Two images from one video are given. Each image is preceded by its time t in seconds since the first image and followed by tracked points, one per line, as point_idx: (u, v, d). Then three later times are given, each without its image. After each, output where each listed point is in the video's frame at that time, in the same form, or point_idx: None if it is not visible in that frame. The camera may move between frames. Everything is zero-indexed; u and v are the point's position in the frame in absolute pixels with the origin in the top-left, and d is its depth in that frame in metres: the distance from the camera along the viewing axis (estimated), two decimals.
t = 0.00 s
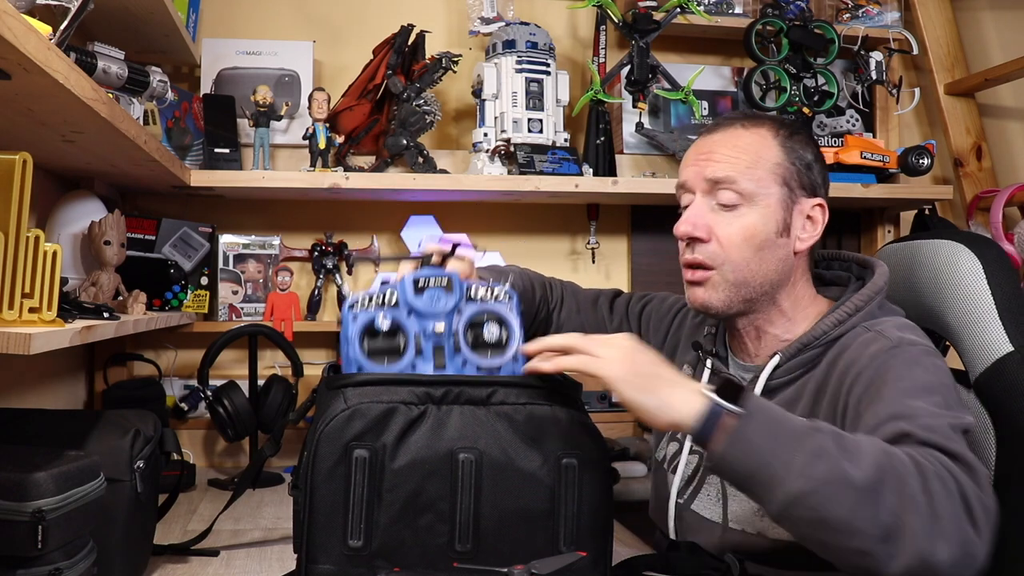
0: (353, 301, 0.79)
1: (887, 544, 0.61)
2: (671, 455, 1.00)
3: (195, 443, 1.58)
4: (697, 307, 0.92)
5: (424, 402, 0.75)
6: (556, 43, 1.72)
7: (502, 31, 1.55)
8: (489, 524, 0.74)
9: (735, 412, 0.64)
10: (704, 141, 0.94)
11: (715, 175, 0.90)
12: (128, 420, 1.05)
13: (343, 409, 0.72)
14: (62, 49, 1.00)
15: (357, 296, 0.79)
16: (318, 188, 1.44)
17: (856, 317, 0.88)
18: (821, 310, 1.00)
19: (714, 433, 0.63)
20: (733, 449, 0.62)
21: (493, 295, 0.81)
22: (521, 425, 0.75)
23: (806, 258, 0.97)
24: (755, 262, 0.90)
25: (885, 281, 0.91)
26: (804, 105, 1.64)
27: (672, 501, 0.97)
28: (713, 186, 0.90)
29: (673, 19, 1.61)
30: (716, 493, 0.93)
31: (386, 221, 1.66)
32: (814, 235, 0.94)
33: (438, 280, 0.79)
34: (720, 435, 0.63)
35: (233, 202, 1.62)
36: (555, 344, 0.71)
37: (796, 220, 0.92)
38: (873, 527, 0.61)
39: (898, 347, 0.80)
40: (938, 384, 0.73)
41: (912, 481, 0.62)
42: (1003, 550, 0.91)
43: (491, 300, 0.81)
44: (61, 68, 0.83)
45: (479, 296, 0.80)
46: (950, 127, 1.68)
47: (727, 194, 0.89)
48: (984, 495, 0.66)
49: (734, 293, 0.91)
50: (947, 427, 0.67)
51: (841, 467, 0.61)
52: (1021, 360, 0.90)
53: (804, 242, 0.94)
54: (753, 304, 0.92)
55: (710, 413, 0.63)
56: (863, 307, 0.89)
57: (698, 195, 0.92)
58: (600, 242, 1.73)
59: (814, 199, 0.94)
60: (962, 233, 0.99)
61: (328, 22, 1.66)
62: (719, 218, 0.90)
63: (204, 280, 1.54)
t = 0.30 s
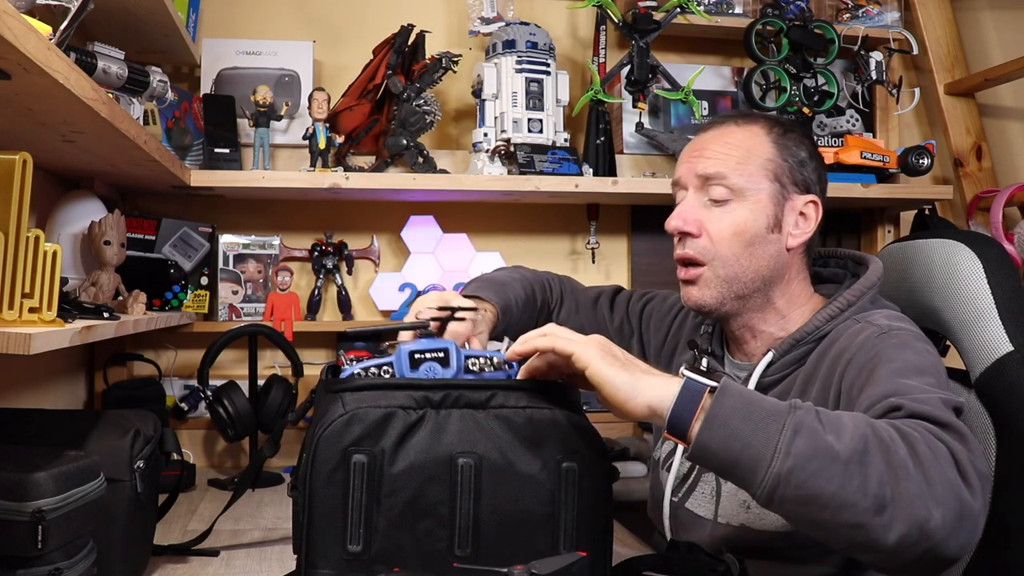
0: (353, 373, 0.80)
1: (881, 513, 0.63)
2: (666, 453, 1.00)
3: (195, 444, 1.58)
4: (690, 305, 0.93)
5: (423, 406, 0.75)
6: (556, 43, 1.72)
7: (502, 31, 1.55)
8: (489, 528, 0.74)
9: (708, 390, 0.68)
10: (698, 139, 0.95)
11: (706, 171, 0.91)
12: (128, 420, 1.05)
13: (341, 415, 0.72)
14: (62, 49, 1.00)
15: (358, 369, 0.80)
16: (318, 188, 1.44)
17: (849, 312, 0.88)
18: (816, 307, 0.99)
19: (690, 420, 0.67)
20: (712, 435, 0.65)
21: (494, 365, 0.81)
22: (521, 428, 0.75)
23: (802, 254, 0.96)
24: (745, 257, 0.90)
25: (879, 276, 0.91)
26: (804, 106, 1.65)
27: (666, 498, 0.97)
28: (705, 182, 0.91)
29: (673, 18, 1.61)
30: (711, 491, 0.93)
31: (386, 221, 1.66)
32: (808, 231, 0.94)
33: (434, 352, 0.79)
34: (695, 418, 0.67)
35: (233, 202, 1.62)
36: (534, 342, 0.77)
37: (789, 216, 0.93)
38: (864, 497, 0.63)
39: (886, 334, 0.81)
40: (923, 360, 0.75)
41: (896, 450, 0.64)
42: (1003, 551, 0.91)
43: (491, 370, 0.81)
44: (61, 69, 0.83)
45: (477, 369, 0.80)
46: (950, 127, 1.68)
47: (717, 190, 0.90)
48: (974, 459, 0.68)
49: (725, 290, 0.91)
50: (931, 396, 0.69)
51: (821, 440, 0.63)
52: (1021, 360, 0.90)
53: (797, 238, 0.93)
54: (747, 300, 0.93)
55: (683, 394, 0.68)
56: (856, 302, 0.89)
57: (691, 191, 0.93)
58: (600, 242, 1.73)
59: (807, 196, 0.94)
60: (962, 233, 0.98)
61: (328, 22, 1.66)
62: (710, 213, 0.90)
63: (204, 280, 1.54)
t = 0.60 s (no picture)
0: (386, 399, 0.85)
1: (878, 528, 0.63)
2: (669, 452, 1.00)
3: (195, 444, 1.58)
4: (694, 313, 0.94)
5: (424, 405, 0.75)
6: (556, 43, 1.72)
7: (502, 31, 1.55)
8: (489, 527, 0.74)
9: (712, 397, 0.68)
10: (678, 148, 0.96)
11: (686, 179, 0.92)
12: (128, 420, 1.05)
13: (341, 412, 0.72)
14: (62, 49, 1.00)
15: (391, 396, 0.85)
16: (318, 188, 1.44)
17: (856, 313, 0.88)
18: (819, 306, 0.99)
19: (691, 426, 0.67)
20: (713, 444, 0.65)
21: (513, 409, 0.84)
22: (523, 428, 0.75)
23: (797, 249, 0.96)
24: (735, 258, 0.91)
25: (886, 278, 0.91)
26: (804, 106, 1.65)
27: (669, 496, 0.97)
28: (687, 190, 0.92)
29: (673, 19, 1.61)
30: (712, 490, 0.93)
31: (386, 221, 1.66)
32: (797, 225, 0.93)
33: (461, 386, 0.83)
34: (696, 424, 0.67)
35: (233, 202, 1.62)
36: (540, 349, 0.77)
37: (774, 213, 0.93)
38: (862, 511, 0.63)
39: (893, 338, 0.81)
40: (927, 369, 0.75)
41: (896, 464, 0.64)
42: (1005, 551, 0.91)
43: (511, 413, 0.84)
44: (61, 69, 0.83)
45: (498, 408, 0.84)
46: (949, 127, 1.68)
47: (699, 198, 0.91)
48: (975, 473, 0.68)
49: (724, 293, 0.92)
50: (934, 408, 0.69)
51: (820, 452, 0.63)
52: (1022, 360, 0.91)
53: (786, 232, 0.93)
54: (743, 301, 0.93)
55: (686, 399, 0.68)
56: (862, 303, 0.89)
57: (676, 201, 0.94)
58: (600, 242, 1.73)
59: (791, 190, 0.93)
60: (963, 233, 0.98)
61: (328, 22, 1.66)
62: (696, 220, 0.92)
63: (204, 280, 1.54)
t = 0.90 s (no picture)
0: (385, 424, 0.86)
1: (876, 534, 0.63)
2: (670, 452, 1.01)
3: (195, 444, 1.57)
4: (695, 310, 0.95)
5: (424, 405, 0.75)
6: (556, 43, 1.72)
7: (502, 31, 1.55)
8: (490, 527, 0.74)
9: (713, 401, 0.68)
10: (684, 146, 0.98)
11: (688, 176, 0.93)
12: (128, 420, 1.05)
13: (342, 412, 0.72)
14: (62, 49, 1.00)
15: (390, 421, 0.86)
16: (318, 188, 1.44)
17: (860, 313, 0.88)
18: (822, 306, 0.99)
19: (691, 430, 0.68)
20: (713, 448, 0.65)
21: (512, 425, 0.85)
22: (524, 428, 0.75)
23: (800, 244, 0.95)
24: (736, 254, 0.91)
25: (889, 279, 0.91)
26: (804, 106, 1.66)
27: (671, 497, 0.97)
28: (689, 187, 0.93)
29: (673, 19, 1.61)
30: (715, 490, 0.93)
31: (386, 221, 1.66)
32: (798, 222, 0.93)
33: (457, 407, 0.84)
34: (697, 428, 0.68)
35: (233, 202, 1.62)
36: (547, 347, 0.78)
37: (776, 209, 0.93)
38: (860, 517, 0.63)
39: (897, 339, 0.80)
40: (931, 372, 0.74)
41: (896, 469, 0.64)
42: (1004, 551, 0.91)
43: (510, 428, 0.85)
44: (61, 68, 0.83)
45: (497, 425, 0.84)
46: (949, 127, 1.68)
47: (701, 193, 0.92)
48: (976, 477, 0.67)
49: (723, 289, 0.92)
50: (937, 412, 0.69)
51: (819, 458, 0.63)
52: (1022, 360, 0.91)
53: (788, 229, 0.93)
54: (742, 301, 0.93)
55: (688, 402, 0.68)
56: (867, 303, 0.89)
57: (679, 199, 0.95)
58: (600, 242, 1.73)
59: (793, 187, 0.93)
60: (964, 233, 0.99)
61: (328, 22, 1.66)
62: (698, 217, 0.92)
63: (204, 280, 1.54)
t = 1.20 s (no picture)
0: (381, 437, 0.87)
1: (886, 495, 0.63)
2: (670, 447, 1.01)
3: (195, 444, 1.58)
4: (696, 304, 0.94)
5: (423, 406, 0.75)
6: (556, 44, 1.72)
7: (502, 31, 1.55)
8: (490, 527, 0.74)
9: (715, 374, 0.68)
10: (687, 142, 0.97)
11: (696, 169, 0.93)
12: (128, 420, 1.05)
13: (342, 413, 0.73)
14: (61, 49, 1.00)
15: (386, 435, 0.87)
16: (318, 188, 1.44)
17: (856, 305, 0.88)
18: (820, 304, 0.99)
19: (695, 404, 0.67)
20: (716, 423, 0.65)
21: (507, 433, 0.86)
22: (523, 429, 0.76)
23: (800, 244, 0.96)
24: (742, 249, 0.91)
25: (886, 273, 0.91)
26: (804, 106, 1.66)
27: (670, 491, 0.97)
28: (696, 181, 0.93)
29: (673, 19, 1.61)
30: (714, 483, 0.93)
31: (386, 221, 1.66)
32: (801, 219, 0.94)
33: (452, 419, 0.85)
34: (701, 401, 0.67)
35: (233, 202, 1.62)
36: (542, 337, 0.79)
37: (781, 206, 0.93)
38: (870, 478, 0.62)
39: (893, 324, 0.81)
40: (927, 349, 0.75)
41: (901, 432, 0.64)
42: (1003, 550, 0.91)
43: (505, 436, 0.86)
44: (61, 69, 0.83)
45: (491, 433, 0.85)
46: (950, 127, 1.68)
47: (709, 187, 0.92)
48: (978, 441, 0.68)
49: (728, 283, 0.92)
50: (936, 381, 0.69)
51: (825, 424, 0.63)
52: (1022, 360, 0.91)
53: (792, 225, 0.93)
54: (742, 301, 0.93)
55: (690, 377, 0.68)
56: (862, 295, 0.89)
57: (684, 193, 0.94)
58: (600, 242, 1.73)
59: (797, 185, 0.94)
60: (963, 233, 0.99)
61: (328, 22, 1.66)
62: (704, 211, 0.92)
63: (204, 280, 1.54)
